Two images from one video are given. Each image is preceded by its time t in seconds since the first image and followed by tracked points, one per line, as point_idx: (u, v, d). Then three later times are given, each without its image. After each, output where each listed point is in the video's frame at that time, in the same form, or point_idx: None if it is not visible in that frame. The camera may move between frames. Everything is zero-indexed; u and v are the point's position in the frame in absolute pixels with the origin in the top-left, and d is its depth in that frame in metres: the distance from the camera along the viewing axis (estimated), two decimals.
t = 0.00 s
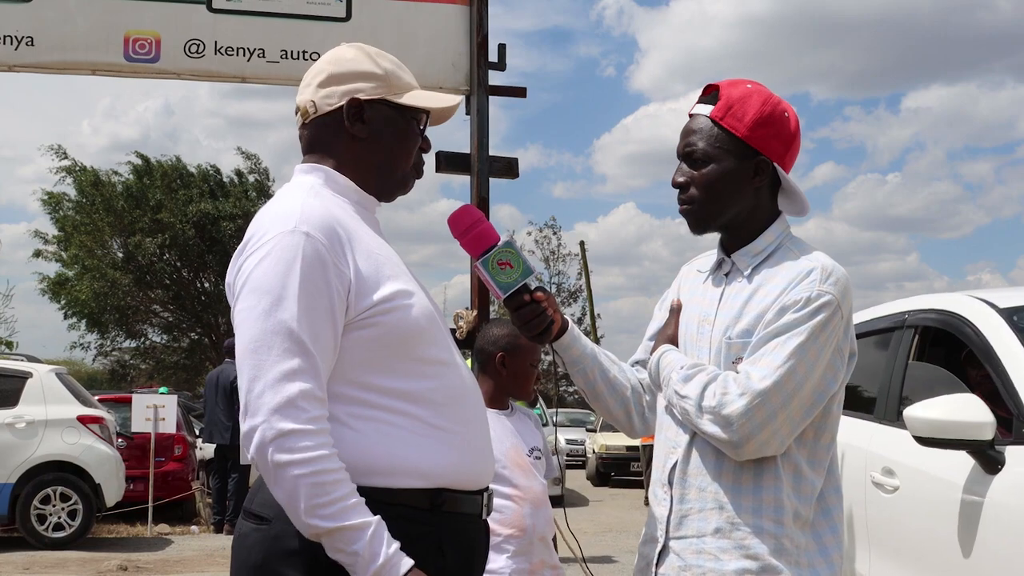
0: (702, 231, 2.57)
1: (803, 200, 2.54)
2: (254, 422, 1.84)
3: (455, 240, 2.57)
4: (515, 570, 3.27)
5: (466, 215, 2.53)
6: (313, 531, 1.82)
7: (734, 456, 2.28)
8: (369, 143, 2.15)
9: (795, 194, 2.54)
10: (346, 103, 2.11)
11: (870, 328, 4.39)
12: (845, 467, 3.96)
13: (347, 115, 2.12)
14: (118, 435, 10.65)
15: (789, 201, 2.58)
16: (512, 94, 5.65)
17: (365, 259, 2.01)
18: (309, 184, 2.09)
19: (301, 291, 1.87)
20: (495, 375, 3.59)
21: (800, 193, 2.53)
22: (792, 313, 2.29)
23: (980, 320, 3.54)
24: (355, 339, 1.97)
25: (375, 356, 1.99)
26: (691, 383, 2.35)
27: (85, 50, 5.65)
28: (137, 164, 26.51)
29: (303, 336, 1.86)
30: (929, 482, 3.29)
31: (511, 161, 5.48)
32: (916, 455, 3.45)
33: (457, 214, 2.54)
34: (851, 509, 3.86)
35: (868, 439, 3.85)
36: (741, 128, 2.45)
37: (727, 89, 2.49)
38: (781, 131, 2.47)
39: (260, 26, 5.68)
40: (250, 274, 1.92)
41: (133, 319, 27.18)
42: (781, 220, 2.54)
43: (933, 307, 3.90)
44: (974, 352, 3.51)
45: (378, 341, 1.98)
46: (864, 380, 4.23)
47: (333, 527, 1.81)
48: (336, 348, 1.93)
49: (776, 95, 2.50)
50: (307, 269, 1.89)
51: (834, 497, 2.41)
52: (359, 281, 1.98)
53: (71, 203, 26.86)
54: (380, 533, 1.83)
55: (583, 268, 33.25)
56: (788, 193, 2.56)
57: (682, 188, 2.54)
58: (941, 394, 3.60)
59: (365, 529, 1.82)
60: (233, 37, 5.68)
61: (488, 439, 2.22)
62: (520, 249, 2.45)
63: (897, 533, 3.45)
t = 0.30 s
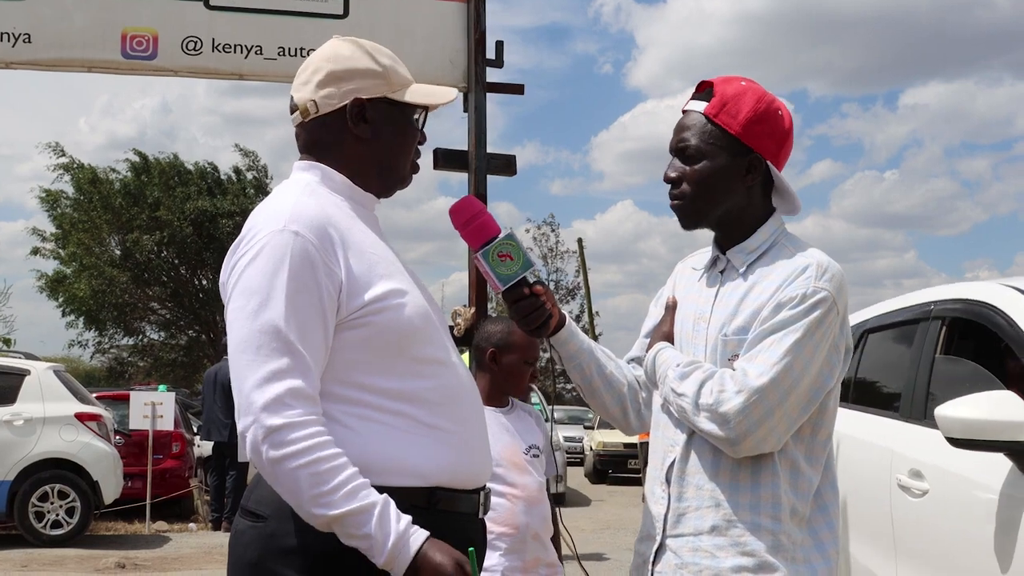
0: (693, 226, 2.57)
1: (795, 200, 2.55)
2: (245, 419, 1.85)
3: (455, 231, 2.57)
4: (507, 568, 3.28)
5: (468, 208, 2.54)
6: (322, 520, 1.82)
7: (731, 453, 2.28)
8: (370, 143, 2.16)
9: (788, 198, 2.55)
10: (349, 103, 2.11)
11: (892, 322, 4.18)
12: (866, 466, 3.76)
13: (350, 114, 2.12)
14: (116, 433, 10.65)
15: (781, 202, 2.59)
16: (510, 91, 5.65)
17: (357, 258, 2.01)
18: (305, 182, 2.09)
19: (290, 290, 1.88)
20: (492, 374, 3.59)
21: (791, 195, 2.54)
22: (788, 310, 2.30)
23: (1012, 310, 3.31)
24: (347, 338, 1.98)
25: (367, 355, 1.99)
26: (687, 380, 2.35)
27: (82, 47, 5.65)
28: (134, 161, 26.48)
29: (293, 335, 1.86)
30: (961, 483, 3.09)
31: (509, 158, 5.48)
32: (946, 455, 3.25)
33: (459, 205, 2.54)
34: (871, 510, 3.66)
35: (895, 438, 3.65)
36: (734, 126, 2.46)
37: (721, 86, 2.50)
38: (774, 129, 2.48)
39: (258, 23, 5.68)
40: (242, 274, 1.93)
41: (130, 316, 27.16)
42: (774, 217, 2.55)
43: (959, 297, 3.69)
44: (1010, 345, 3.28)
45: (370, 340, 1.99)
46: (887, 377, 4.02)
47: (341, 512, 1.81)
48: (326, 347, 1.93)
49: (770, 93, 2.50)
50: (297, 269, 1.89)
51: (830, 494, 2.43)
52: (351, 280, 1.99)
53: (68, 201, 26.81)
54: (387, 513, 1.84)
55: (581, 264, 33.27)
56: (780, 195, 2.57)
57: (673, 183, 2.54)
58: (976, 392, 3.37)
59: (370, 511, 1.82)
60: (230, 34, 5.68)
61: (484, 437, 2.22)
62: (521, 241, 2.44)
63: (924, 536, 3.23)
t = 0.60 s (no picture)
0: (690, 226, 2.57)
1: (792, 196, 2.55)
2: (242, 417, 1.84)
3: (447, 234, 2.56)
4: (501, 566, 3.29)
5: (458, 211, 2.52)
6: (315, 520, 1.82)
7: (726, 450, 2.28)
8: (364, 141, 2.15)
9: (783, 190, 2.55)
10: (342, 102, 2.10)
11: (925, 318, 4.15)
12: (896, 470, 3.74)
13: (345, 113, 2.12)
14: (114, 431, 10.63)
15: (777, 198, 2.58)
16: (507, 89, 5.64)
17: (355, 257, 2.01)
18: (302, 181, 2.08)
19: (288, 289, 1.87)
20: (487, 374, 3.58)
21: (787, 189, 2.54)
22: (782, 307, 2.29)
23: None
24: (345, 337, 1.97)
25: (365, 354, 1.99)
26: (681, 378, 2.35)
27: (79, 45, 5.64)
28: (131, 159, 26.45)
29: (291, 333, 1.86)
30: (1007, 486, 3.08)
31: (506, 156, 5.48)
32: (986, 455, 3.26)
33: (449, 209, 2.53)
34: (902, 514, 3.65)
35: (928, 436, 3.65)
36: (728, 125, 2.45)
37: (713, 86, 2.50)
38: (767, 127, 2.47)
39: (255, 21, 5.67)
40: (239, 272, 1.92)
41: (127, 315, 27.13)
42: (769, 214, 2.55)
43: (1002, 288, 3.69)
44: None
45: (368, 339, 1.98)
46: (921, 378, 3.98)
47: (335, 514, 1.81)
48: (324, 346, 1.93)
49: (763, 91, 2.50)
50: (295, 267, 1.89)
51: (825, 492, 2.43)
52: (349, 278, 1.98)
53: (65, 199, 26.75)
54: (381, 516, 1.84)
55: (578, 263, 33.32)
56: (775, 190, 2.57)
57: (670, 185, 2.53)
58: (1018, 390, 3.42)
59: (364, 515, 1.82)
60: (227, 32, 5.67)
61: (482, 434, 2.22)
62: (513, 244, 2.44)
63: (964, 541, 3.22)
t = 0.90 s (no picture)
0: (680, 232, 2.58)
1: (784, 212, 2.56)
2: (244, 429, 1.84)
3: (442, 246, 2.57)
4: None
5: (453, 223, 2.53)
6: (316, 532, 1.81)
7: (717, 462, 2.28)
8: (354, 152, 2.16)
9: (775, 205, 2.56)
10: (329, 113, 2.11)
11: (962, 324, 4.10)
12: (931, 480, 3.78)
13: (333, 125, 2.13)
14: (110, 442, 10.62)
15: (770, 211, 2.59)
16: (502, 100, 5.66)
17: (354, 268, 2.01)
18: (299, 193, 2.09)
19: (289, 301, 1.87)
20: (481, 385, 3.58)
21: (781, 210, 2.56)
22: (772, 317, 2.30)
23: None
24: (345, 348, 1.98)
25: (365, 365, 1.99)
26: (672, 389, 2.35)
27: (75, 55, 5.66)
28: (128, 169, 26.48)
29: (292, 346, 1.86)
30: None
31: (502, 166, 5.49)
32: None
33: (444, 221, 2.53)
34: (938, 527, 3.71)
35: (968, 446, 3.67)
36: (726, 133, 2.47)
37: (717, 95, 2.51)
38: (763, 138, 2.48)
39: (251, 31, 5.70)
40: (239, 284, 1.92)
41: (124, 325, 27.09)
42: (763, 226, 2.55)
43: None
44: None
45: (367, 350, 1.99)
46: (962, 388, 3.93)
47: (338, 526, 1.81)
48: (324, 357, 1.93)
49: (764, 104, 2.51)
50: (295, 279, 1.89)
51: (818, 503, 2.44)
52: (349, 290, 1.98)
53: (62, 209, 26.74)
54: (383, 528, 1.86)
55: (575, 272, 33.37)
56: (769, 201, 2.58)
57: (663, 189, 2.54)
58: None
59: (367, 527, 1.83)
60: (223, 42, 5.70)
61: (479, 444, 2.23)
62: (508, 257, 2.45)
63: (1012, 556, 3.32)
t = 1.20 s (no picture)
0: (677, 237, 2.60)
1: (780, 211, 2.57)
2: (235, 427, 1.82)
3: (438, 251, 2.57)
4: None
5: (449, 227, 2.53)
6: (330, 503, 1.82)
7: (713, 462, 2.29)
8: (345, 156, 2.16)
9: (771, 205, 2.57)
10: (319, 117, 2.11)
11: (1003, 323, 3.84)
12: (959, 483, 3.48)
13: (322, 129, 2.13)
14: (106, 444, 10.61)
15: (766, 212, 2.60)
16: (498, 102, 5.67)
17: (345, 271, 2.02)
18: (289, 197, 2.10)
19: (281, 302, 1.87)
20: (473, 388, 3.59)
21: (775, 205, 2.56)
22: (766, 318, 2.31)
23: None
24: (338, 349, 1.97)
25: (357, 366, 1.99)
26: (667, 391, 2.36)
27: (71, 58, 5.67)
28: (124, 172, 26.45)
29: (284, 346, 1.85)
30: None
31: (498, 168, 5.49)
32: None
33: (440, 225, 2.54)
34: (960, 528, 3.41)
35: (999, 449, 3.36)
36: (717, 136, 2.48)
37: (706, 98, 2.52)
38: (755, 140, 2.49)
39: (247, 34, 5.71)
40: (230, 287, 1.92)
41: (121, 327, 27.06)
42: (757, 228, 2.56)
43: None
44: None
45: (359, 352, 1.99)
46: (1002, 393, 3.61)
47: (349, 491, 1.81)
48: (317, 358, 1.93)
49: (754, 104, 2.52)
50: (287, 281, 1.89)
51: (813, 503, 2.45)
52: (341, 293, 1.99)
53: (58, 212, 26.70)
54: (396, 480, 1.86)
55: (572, 273, 33.39)
56: (764, 203, 2.59)
57: (658, 195, 2.56)
58: None
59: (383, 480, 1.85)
60: (219, 45, 5.71)
61: (472, 448, 2.23)
62: (504, 261, 2.46)
63: None
